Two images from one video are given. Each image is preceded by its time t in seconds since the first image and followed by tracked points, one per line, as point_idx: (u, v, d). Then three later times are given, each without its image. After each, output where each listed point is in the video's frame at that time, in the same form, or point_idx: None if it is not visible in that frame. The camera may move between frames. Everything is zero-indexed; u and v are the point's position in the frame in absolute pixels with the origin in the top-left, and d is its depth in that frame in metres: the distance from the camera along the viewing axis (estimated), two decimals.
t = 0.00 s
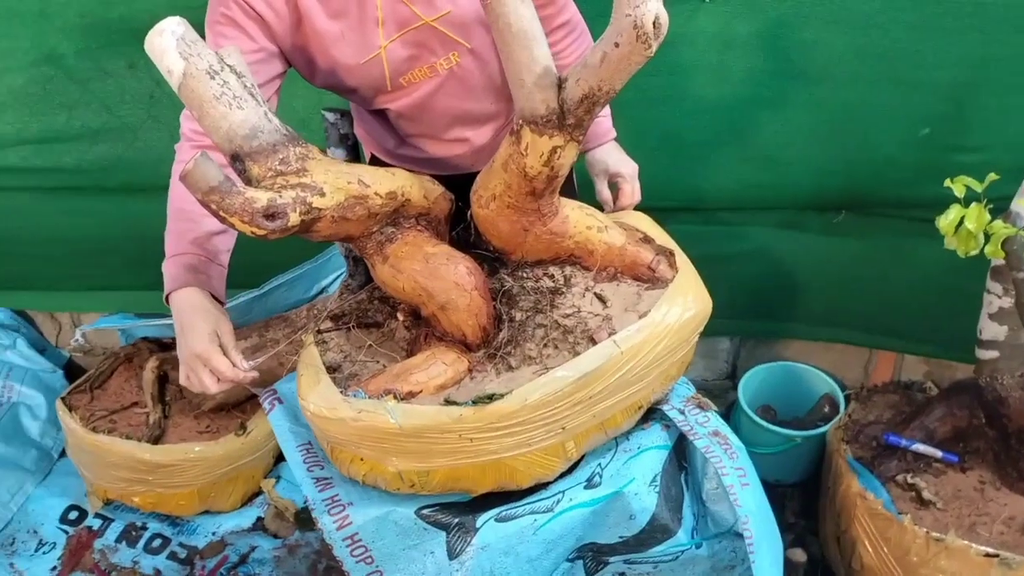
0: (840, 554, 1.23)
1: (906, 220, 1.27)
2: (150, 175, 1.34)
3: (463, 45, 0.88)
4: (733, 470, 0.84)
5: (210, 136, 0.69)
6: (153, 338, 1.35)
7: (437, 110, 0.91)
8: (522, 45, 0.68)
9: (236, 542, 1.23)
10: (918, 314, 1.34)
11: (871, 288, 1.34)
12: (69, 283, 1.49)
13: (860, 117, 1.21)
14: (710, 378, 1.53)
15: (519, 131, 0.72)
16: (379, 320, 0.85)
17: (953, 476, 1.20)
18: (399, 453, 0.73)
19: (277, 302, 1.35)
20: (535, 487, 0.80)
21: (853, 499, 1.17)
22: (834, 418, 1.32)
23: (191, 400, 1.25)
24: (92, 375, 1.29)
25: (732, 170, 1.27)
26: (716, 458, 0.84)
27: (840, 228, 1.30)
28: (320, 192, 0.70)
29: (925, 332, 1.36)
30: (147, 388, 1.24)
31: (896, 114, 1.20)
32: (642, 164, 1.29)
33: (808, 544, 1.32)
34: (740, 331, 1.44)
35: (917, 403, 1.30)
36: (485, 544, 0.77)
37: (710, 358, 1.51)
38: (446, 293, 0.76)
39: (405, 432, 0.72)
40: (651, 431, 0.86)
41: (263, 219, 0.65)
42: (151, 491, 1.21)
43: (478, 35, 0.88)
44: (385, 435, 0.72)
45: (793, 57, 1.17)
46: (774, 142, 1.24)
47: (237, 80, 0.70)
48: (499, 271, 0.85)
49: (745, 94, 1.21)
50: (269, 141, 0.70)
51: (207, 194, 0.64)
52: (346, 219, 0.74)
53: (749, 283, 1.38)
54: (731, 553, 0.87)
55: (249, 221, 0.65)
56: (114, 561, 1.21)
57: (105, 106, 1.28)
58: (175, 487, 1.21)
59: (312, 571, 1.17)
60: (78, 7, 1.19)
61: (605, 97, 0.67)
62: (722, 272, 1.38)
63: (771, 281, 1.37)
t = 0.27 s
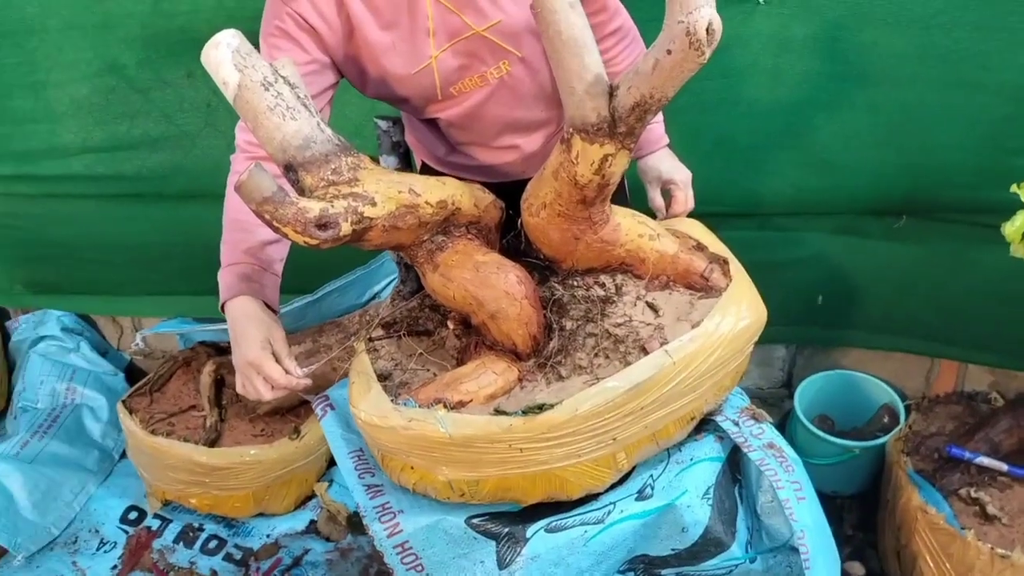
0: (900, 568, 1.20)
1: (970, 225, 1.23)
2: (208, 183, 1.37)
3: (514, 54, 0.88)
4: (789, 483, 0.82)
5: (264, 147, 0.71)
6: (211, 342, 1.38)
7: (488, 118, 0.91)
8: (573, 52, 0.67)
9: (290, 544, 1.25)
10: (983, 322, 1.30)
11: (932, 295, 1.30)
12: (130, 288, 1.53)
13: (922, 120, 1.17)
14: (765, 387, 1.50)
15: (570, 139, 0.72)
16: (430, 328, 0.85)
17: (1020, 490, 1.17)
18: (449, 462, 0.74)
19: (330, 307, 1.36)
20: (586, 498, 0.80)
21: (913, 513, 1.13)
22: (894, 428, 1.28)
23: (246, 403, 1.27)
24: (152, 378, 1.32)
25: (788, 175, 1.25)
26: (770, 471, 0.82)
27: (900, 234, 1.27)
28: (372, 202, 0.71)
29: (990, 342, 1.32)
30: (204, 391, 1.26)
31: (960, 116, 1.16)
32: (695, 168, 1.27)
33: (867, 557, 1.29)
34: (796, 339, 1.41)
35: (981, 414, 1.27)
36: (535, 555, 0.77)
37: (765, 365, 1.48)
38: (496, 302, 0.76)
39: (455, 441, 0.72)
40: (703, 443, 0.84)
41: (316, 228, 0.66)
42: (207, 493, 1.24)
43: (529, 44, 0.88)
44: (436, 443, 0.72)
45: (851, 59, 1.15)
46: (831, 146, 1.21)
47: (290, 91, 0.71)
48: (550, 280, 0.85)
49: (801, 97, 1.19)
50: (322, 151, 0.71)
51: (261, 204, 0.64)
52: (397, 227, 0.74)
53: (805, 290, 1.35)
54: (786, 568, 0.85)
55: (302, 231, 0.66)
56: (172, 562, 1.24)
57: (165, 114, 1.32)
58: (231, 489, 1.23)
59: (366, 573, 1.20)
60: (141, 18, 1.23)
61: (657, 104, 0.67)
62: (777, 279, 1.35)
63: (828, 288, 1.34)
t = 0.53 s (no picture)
0: None
1: (988, 243, 1.22)
2: (222, 193, 1.37)
3: (528, 70, 0.87)
4: (805, 506, 0.81)
5: (279, 161, 0.70)
6: (222, 353, 1.37)
7: (501, 133, 0.91)
8: (590, 68, 0.67)
9: (299, 558, 1.24)
10: (1001, 341, 1.28)
11: (949, 313, 1.28)
12: (142, 297, 1.53)
13: (940, 136, 1.16)
14: (780, 403, 1.48)
15: (586, 155, 0.71)
16: (443, 344, 0.85)
17: None
18: (461, 481, 0.73)
19: (342, 319, 1.36)
20: (599, 518, 0.79)
21: (929, 534, 1.12)
22: (910, 447, 1.26)
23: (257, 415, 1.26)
24: (163, 389, 1.31)
25: (804, 191, 1.24)
26: (786, 493, 0.82)
27: (918, 251, 1.25)
28: (386, 217, 0.70)
29: (1008, 360, 1.30)
30: (215, 403, 1.25)
31: (979, 134, 1.15)
32: (709, 182, 1.27)
33: None
34: (810, 355, 1.40)
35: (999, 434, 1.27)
36: None
37: (779, 382, 1.47)
38: (510, 319, 0.76)
39: (468, 459, 0.71)
40: (718, 463, 0.83)
41: (330, 244, 0.66)
42: (217, 505, 1.23)
43: (543, 59, 0.88)
44: (447, 461, 0.72)
45: (869, 74, 1.14)
46: (849, 161, 1.20)
47: (306, 105, 0.70)
48: (564, 296, 0.84)
49: (818, 112, 1.18)
50: (337, 166, 0.70)
51: (275, 219, 0.64)
52: (411, 243, 0.73)
53: (819, 306, 1.34)
54: None
55: (316, 246, 0.65)
56: (181, 573, 1.23)
57: (180, 125, 1.32)
58: (240, 502, 1.22)
59: None
60: (157, 28, 1.23)
61: (675, 121, 0.66)
62: (792, 294, 1.34)
63: (844, 305, 1.32)
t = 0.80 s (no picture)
0: None
1: (987, 272, 1.22)
2: (220, 213, 1.37)
3: (526, 100, 0.87)
4: (802, 541, 0.81)
5: (277, 189, 0.70)
6: (218, 374, 1.35)
7: (500, 162, 0.91)
8: (589, 101, 0.67)
9: None
10: (1000, 371, 1.28)
11: (947, 342, 1.28)
12: (140, 316, 1.53)
13: (938, 166, 1.16)
14: (777, 430, 1.48)
15: (583, 187, 0.71)
16: (439, 372, 0.85)
17: None
18: (454, 514, 0.72)
19: (339, 340, 1.36)
20: (595, 551, 0.78)
21: (927, 566, 1.11)
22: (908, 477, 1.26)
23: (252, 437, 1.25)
24: (158, 410, 1.31)
25: (802, 219, 1.24)
26: (782, 527, 0.81)
27: (916, 280, 1.25)
28: (383, 247, 0.70)
29: (1006, 390, 1.29)
30: (210, 425, 1.24)
31: (978, 164, 1.15)
32: (708, 209, 1.27)
33: None
34: (808, 382, 1.39)
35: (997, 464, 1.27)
36: None
37: (776, 408, 1.47)
38: (506, 349, 0.76)
39: (462, 491, 0.71)
40: (715, 495, 0.83)
41: (325, 273, 0.66)
42: (210, 528, 1.22)
43: (542, 89, 0.88)
44: (442, 493, 0.71)
45: (868, 103, 1.14)
46: (848, 190, 1.21)
47: (304, 134, 0.70)
48: (561, 326, 0.84)
49: (818, 140, 1.18)
50: (334, 194, 0.70)
51: (272, 248, 0.64)
52: (407, 272, 0.73)
53: (817, 334, 1.34)
54: None
55: (312, 275, 0.65)
56: None
57: (180, 146, 1.32)
58: (233, 525, 1.21)
59: None
60: (158, 50, 1.24)
61: (673, 154, 0.66)
62: (790, 321, 1.33)
63: (842, 332, 1.32)
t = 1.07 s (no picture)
0: None
1: (966, 296, 1.23)
2: (201, 246, 1.37)
3: (503, 133, 0.87)
4: (787, 569, 0.80)
5: (253, 225, 0.70)
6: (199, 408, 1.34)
7: (479, 194, 0.92)
8: (566, 133, 0.67)
9: None
10: (982, 394, 1.29)
11: (928, 365, 1.29)
12: (120, 351, 1.52)
13: (914, 192, 1.17)
14: (763, 456, 1.48)
15: (562, 219, 0.72)
16: (420, 406, 0.84)
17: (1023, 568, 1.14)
18: (436, 550, 0.71)
19: (322, 372, 1.35)
20: None
21: None
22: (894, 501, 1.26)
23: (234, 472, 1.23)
24: (139, 446, 1.29)
25: (782, 245, 1.25)
26: (767, 556, 0.80)
27: (897, 304, 1.26)
28: (361, 281, 0.70)
29: (988, 412, 1.30)
30: (191, 460, 1.23)
31: (953, 189, 1.16)
32: (689, 237, 1.27)
33: None
34: (793, 408, 1.39)
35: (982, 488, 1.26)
36: None
37: (761, 434, 1.46)
38: (486, 382, 0.75)
39: (442, 528, 0.70)
40: (700, 526, 0.82)
41: (302, 309, 0.65)
42: (192, 566, 1.20)
43: (519, 122, 0.88)
44: (422, 530, 0.70)
45: (844, 131, 1.15)
46: (827, 216, 1.21)
47: (281, 169, 0.70)
48: (542, 357, 0.84)
49: (795, 167, 1.19)
50: (312, 230, 0.70)
51: (248, 286, 0.64)
52: (386, 306, 0.73)
53: (799, 361, 1.34)
54: None
55: (289, 312, 0.65)
56: None
57: (160, 180, 1.32)
58: (215, 562, 1.20)
59: None
60: (137, 85, 1.24)
61: (650, 186, 0.66)
62: (772, 347, 1.34)
63: (825, 357, 1.32)
